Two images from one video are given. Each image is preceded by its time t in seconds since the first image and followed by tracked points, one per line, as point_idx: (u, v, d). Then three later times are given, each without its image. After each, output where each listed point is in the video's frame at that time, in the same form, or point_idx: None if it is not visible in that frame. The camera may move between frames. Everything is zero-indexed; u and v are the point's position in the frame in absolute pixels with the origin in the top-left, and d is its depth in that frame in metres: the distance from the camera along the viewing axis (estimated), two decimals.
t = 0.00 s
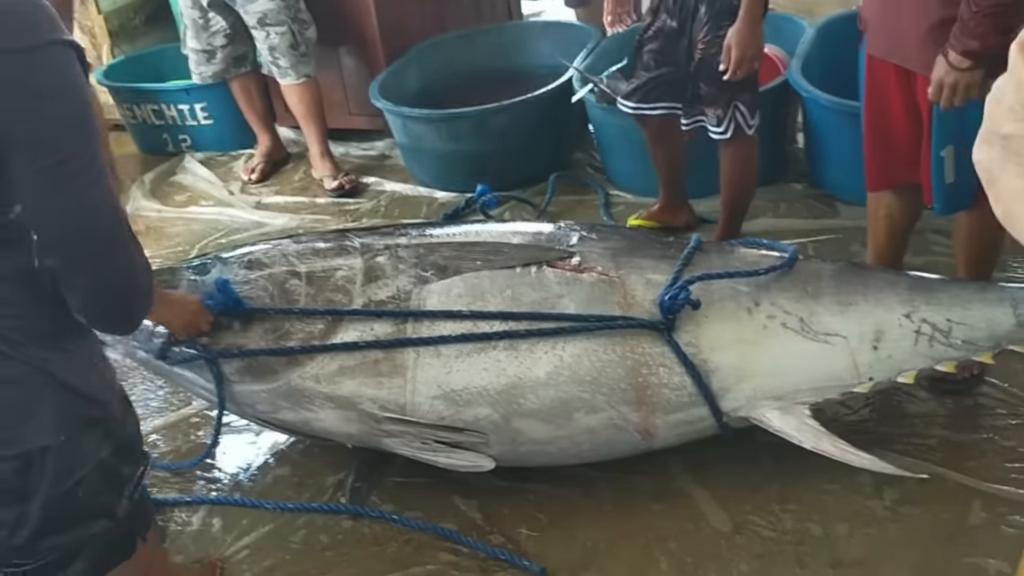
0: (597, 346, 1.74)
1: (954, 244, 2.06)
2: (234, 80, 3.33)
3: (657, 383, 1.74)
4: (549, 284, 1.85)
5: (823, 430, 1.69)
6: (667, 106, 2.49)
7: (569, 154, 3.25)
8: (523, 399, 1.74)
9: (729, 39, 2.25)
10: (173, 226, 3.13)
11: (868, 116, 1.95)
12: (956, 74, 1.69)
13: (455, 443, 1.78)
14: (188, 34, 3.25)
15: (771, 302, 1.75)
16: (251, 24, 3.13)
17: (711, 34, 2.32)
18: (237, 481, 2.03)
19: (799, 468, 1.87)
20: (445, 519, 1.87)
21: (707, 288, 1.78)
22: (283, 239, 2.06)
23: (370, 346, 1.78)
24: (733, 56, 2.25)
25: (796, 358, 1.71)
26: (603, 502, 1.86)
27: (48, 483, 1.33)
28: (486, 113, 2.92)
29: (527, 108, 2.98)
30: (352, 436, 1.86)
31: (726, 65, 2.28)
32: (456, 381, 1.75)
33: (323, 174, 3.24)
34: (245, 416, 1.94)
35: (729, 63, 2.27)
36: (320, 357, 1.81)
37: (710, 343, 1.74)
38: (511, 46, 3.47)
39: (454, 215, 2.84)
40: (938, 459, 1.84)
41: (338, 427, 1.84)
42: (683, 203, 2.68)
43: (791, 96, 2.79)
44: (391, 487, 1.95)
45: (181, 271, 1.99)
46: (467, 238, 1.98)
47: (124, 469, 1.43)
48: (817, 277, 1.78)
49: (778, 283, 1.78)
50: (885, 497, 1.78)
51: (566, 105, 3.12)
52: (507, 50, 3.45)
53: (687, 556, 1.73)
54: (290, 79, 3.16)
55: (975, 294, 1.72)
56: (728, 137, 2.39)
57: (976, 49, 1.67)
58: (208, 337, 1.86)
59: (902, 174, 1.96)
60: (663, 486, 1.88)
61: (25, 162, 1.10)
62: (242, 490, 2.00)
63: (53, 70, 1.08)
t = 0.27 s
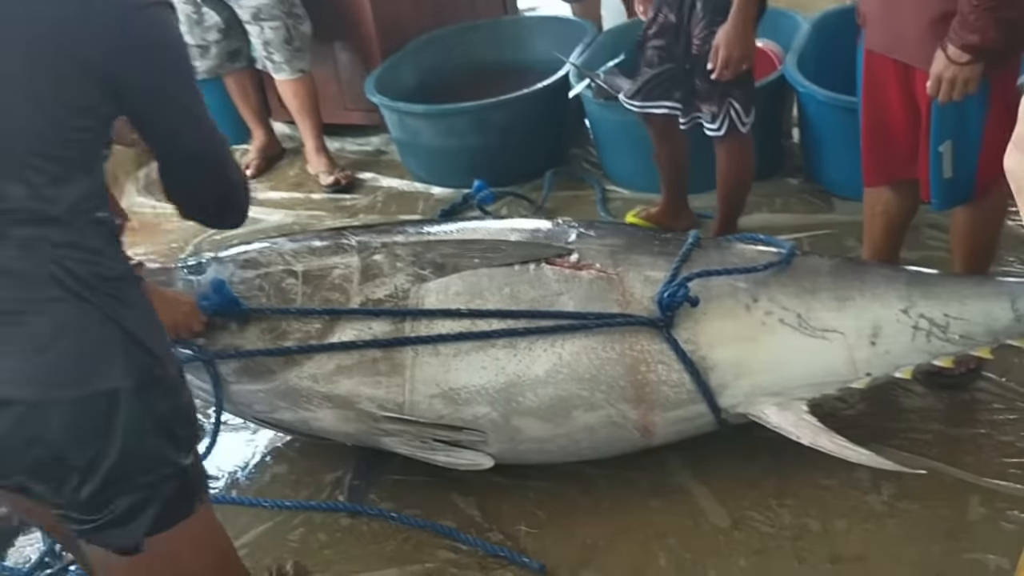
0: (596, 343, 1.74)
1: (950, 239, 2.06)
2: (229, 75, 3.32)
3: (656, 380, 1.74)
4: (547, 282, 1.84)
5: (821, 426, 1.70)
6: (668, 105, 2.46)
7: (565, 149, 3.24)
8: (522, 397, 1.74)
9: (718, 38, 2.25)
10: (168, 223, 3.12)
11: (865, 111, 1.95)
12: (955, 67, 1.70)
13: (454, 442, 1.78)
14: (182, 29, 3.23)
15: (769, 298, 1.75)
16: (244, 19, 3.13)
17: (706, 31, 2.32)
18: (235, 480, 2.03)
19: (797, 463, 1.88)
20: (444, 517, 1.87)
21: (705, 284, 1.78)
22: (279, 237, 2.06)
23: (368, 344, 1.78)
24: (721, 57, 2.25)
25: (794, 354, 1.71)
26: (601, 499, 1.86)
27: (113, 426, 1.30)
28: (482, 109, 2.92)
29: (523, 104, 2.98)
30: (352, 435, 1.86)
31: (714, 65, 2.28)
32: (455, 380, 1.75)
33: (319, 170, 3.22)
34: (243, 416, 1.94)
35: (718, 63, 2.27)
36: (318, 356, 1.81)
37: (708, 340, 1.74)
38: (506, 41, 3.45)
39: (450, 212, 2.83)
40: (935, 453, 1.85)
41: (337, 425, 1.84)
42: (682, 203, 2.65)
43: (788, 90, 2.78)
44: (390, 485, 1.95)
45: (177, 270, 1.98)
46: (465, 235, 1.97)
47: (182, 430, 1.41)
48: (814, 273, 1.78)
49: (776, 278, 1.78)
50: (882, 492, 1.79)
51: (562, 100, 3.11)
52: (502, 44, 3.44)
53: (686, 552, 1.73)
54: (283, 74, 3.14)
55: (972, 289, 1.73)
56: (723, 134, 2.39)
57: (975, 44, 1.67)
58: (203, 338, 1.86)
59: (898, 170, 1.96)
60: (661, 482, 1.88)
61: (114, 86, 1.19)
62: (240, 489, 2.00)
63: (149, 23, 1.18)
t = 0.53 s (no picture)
0: (596, 341, 1.74)
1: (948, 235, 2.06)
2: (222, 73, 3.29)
3: (656, 378, 1.74)
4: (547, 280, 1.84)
5: (821, 424, 1.69)
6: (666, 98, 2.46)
7: (561, 145, 3.24)
8: (522, 395, 1.74)
9: (709, 36, 2.24)
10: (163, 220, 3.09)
11: (864, 109, 1.95)
12: (952, 62, 1.70)
13: (454, 440, 1.78)
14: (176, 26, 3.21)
15: (769, 296, 1.75)
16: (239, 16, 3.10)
17: (699, 28, 2.31)
18: (231, 479, 2.02)
19: (796, 460, 1.88)
20: (443, 515, 1.86)
21: (705, 283, 1.78)
22: (277, 236, 2.05)
23: (368, 343, 1.78)
24: (710, 54, 2.25)
25: (794, 351, 1.71)
26: (601, 496, 1.86)
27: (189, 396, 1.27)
28: (478, 105, 2.91)
29: (519, 100, 2.97)
30: (352, 434, 1.86)
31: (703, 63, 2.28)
32: (455, 379, 1.75)
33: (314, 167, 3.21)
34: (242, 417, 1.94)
35: (707, 60, 2.27)
36: (318, 356, 1.80)
37: (708, 338, 1.74)
38: (501, 37, 3.44)
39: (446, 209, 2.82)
40: (934, 449, 1.85)
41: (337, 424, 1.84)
42: (681, 201, 2.64)
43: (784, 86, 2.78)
44: (389, 484, 1.95)
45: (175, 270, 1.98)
46: (463, 234, 1.97)
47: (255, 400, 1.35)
48: (814, 270, 1.78)
49: (776, 276, 1.78)
50: (882, 488, 1.79)
51: (558, 96, 3.11)
52: (498, 40, 3.43)
53: (686, 548, 1.73)
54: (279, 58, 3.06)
55: (971, 286, 1.73)
56: (714, 131, 2.38)
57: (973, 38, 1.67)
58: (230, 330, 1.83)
59: (896, 166, 1.96)
60: (661, 480, 1.88)
61: (205, 62, 1.28)
62: (237, 489, 1.99)
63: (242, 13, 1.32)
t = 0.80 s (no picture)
0: (596, 338, 1.74)
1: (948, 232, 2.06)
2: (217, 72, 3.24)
3: (657, 375, 1.73)
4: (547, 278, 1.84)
5: (822, 420, 1.69)
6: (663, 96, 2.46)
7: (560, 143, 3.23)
8: (523, 393, 1.74)
9: (695, 36, 2.25)
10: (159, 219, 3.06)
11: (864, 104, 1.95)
12: (952, 58, 1.70)
13: (453, 438, 1.77)
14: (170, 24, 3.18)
15: (769, 293, 1.75)
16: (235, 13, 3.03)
17: (693, 26, 2.31)
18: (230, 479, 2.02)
19: (796, 457, 1.88)
20: (443, 515, 1.86)
21: (705, 279, 1.78)
22: (276, 235, 2.04)
23: (368, 341, 1.77)
24: (698, 53, 2.25)
25: (794, 348, 1.71)
26: (603, 495, 1.86)
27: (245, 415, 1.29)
28: (476, 103, 2.90)
29: (518, 97, 2.96)
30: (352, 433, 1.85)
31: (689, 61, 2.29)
32: (456, 376, 1.75)
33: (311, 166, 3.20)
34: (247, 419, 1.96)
35: (695, 59, 2.27)
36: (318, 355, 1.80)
37: (708, 335, 1.74)
38: (499, 34, 3.44)
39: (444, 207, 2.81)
40: (935, 446, 1.85)
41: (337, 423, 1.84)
42: (681, 199, 2.63)
43: (783, 83, 2.78)
44: (390, 483, 1.94)
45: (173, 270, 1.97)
46: (463, 231, 1.96)
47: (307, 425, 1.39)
48: (813, 267, 1.78)
49: (776, 273, 1.78)
50: (883, 485, 1.79)
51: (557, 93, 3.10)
52: (496, 37, 3.42)
53: (688, 546, 1.73)
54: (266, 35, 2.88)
55: (971, 282, 1.73)
56: (709, 129, 2.38)
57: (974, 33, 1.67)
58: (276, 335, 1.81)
59: (895, 162, 1.96)
60: (662, 478, 1.88)
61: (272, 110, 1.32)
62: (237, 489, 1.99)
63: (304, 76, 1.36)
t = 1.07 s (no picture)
0: (598, 338, 1.73)
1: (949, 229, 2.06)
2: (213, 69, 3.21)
3: (659, 374, 1.73)
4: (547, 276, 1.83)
5: (823, 418, 1.69)
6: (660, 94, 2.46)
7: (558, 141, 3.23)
8: (524, 393, 1.74)
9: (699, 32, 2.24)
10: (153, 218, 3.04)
11: (864, 102, 1.95)
12: (954, 53, 1.70)
13: (454, 438, 1.77)
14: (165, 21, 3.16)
15: (771, 291, 1.75)
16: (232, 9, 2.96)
17: (692, 23, 2.31)
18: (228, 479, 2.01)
19: (798, 455, 1.88)
20: (444, 515, 1.86)
21: (707, 277, 1.77)
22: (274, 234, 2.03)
23: (369, 341, 1.77)
24: (699, 50, 2.25)
25: (796, 346, 1.71)
26: (605, 494, 1.85)
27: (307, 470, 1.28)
28: (475, 100, 2.89)
29: (517, 95, 2.95)
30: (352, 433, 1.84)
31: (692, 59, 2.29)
32: (457, 376, 1.75)
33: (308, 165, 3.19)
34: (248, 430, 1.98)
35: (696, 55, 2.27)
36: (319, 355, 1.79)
37: (710, 333, 1.73)
38: (497, 31, 3.43)
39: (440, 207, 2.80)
40: (936, 443, 1.85)
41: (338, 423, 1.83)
42: (680, 197, 2.62)
43: (783, 80, 2.78)
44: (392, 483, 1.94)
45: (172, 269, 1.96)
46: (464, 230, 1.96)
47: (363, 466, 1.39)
48: (815, 265, 1.78)
49: (778, 270, 1.77)
50: (885, 483, 1.79)
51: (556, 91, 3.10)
52: (494, 35, 3.42)
53: (690, 545, 1.72)
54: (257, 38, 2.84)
55: (972, 279, 1.73)
56: (707, 128, 2.38)
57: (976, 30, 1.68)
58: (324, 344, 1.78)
59: (895, 158, 1.96)
60: (664, 477, 1.87)
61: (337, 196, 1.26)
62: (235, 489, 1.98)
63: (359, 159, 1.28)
